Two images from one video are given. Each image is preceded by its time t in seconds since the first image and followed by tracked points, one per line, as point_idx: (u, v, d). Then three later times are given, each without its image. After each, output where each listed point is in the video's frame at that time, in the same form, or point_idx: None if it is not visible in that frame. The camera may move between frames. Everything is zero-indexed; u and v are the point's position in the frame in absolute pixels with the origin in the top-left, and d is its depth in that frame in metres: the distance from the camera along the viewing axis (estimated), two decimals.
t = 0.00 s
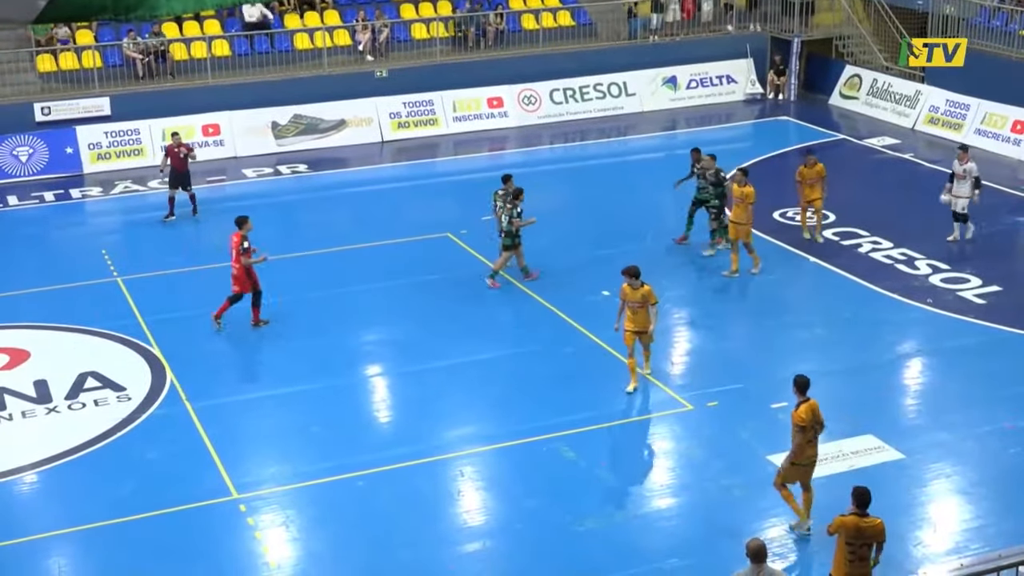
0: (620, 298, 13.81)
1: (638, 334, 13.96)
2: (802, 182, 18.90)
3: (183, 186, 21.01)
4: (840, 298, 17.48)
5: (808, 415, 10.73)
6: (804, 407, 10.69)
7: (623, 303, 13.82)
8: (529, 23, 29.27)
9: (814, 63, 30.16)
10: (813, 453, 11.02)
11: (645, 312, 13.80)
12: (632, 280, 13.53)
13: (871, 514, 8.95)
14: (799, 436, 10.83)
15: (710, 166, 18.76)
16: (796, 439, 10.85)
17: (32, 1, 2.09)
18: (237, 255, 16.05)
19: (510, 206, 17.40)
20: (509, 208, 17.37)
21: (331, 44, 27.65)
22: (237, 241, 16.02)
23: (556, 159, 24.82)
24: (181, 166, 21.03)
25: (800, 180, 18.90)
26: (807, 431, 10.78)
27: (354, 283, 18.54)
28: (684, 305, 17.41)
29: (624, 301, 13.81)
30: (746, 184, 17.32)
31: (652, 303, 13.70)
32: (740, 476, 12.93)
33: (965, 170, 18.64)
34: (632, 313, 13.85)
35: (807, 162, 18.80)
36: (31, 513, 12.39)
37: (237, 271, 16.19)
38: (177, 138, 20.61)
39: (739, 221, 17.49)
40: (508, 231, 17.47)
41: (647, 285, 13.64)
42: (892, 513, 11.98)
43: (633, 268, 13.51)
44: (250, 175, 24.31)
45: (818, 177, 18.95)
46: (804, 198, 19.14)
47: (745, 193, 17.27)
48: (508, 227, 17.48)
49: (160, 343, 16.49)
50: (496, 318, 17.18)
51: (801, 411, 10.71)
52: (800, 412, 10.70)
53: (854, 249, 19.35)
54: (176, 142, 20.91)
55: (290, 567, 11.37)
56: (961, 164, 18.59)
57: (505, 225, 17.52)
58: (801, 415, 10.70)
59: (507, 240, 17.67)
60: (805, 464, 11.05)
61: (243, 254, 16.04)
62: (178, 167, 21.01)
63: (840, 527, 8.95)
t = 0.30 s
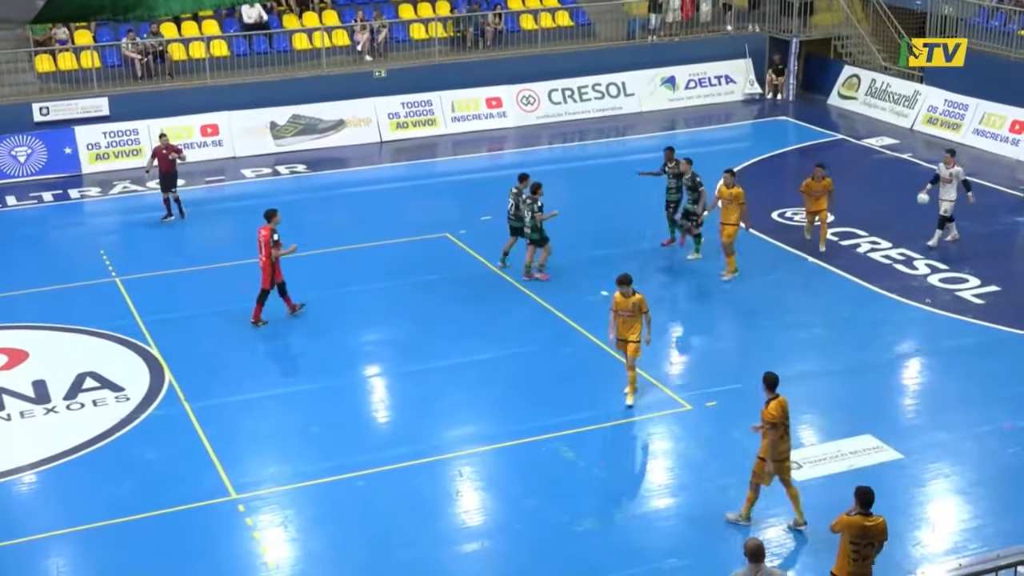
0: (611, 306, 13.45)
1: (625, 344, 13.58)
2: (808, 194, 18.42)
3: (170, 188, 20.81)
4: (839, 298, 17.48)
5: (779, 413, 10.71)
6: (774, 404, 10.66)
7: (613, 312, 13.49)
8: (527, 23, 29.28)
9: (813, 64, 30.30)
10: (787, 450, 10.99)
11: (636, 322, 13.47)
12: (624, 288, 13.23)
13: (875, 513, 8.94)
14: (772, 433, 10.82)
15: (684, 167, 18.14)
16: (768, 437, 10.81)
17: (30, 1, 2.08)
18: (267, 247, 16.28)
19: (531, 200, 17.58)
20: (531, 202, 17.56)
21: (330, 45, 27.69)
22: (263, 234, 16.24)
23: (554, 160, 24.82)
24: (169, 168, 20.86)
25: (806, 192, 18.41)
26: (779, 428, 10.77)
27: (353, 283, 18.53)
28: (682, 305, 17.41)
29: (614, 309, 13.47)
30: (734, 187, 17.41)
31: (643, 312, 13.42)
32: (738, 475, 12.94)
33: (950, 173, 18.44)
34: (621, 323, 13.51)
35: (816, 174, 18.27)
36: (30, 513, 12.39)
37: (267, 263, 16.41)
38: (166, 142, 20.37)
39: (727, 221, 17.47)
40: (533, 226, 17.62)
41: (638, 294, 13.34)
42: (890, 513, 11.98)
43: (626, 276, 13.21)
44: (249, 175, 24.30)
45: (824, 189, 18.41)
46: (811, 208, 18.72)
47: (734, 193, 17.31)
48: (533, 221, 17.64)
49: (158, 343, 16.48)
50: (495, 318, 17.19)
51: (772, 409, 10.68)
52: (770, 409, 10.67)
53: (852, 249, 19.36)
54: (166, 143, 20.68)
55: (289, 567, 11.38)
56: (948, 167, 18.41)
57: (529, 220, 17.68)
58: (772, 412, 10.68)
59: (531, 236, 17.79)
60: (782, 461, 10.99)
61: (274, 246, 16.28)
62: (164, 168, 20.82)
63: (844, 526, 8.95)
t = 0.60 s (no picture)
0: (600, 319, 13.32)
1: (615, 357, 13.47)
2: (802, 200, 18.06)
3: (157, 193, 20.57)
4: (832, 298, 17.51)
5: (745, 406, 10.89)
6: (741, 397, 10.87)
7: (601, 324, 13.36)
8: (521, 23, 29.31)
9: (806, 65, 30.11)
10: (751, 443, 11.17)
11: (625, 334, 13.34)
12: (614, 299, 13.12)
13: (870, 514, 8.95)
14: (736, 426, 10.99)
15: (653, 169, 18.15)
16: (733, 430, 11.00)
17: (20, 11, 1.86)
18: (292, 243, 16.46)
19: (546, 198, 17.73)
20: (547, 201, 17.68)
21: (323, 46, 27.71)
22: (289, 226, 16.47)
23: (548, 160, 24.82)
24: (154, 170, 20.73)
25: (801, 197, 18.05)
26: (742, 422, 10.93)
27: (347, 284, 18.52)
28: (677, 305, 17.42)
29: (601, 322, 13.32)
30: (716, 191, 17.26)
31: (633, 325, 13.29)
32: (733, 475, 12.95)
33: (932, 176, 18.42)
34: (611, 335, 13.39)
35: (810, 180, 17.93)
36: (24, 515, 12.36)
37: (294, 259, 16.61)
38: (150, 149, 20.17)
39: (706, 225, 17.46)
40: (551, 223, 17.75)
41: (628, 305, 13.24)
42: (884, 513, 12.00)
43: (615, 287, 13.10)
44: (242, 176, 24.27)
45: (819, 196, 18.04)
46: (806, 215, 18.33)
47: (716, 198, 17.17)
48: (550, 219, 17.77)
49: (152, 344, 16.46)
50: (490, 318, 17.19)
51: (739, 403, 10.87)
52: (736, 402, 10.87)
53: (846, 249, 19.39)
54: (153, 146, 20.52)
55: (284, 568, 11.36)
56: (930, 169, 18.36)
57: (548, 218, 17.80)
58: (738, 407, 10.86)
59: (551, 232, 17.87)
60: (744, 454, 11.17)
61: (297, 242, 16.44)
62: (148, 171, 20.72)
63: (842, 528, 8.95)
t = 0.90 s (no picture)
0: (586, 337, 12.79)
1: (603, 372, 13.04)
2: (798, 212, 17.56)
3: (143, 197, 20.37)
4: (826, 299, 17.53)
5: (719, 406, 10.94)
6: (714, 396, 10.91)
7: (587, 340, 12.85)
8: (515, 25, 29.37)
9: (799, 64, 30.26)
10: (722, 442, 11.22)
11: (612, 349, 12.91)
12: (601, 315, 12.60)
13: (861, 512, 8.95)
14: (708, 425, 11.04)
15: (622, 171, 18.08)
16: (706, 429, 11.05)
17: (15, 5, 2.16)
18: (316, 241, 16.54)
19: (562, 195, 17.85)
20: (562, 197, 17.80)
21: (316, 47, 27.74)
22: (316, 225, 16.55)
23: (542, 161, 24.81)
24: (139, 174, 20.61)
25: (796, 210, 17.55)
26: (716, 420, 10.99)
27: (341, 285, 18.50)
28: (670, 306, 17.44)
29: (588, 339, 12.81)
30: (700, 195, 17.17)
31: (619, 338, 12.81)
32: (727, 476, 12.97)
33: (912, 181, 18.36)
34: (598, 350, 12.92)
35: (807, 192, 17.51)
36: (17, 517, 12.35)
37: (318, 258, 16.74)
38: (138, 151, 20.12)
39: (692, 226, 17.50)
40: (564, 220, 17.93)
41: (614, 319, 12.73)
42: (878, 513, 12.02)
43: (602, 301, 12.56)
44: (235, 178, 24.24)
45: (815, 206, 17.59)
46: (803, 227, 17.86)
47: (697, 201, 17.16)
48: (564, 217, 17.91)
49: (146, 346, 16.44)
50: (484, 319, 17.19)
51: (713, 402, 10.91)
52: (709, 402, 10.92)
53: (839, 249, 19.42)
54: (140, 150, 20.47)
55: (277, 570, 11.36)
56: (909, 174, 18.28)
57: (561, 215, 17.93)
58: (711, 405, 10.91)
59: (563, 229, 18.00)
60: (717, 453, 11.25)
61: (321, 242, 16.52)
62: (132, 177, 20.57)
63: (835, 528, 8.94)
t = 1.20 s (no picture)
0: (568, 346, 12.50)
1: (587, 383, 12.66)
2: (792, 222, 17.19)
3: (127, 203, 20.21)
4: (820, 299, 17.55)
5: (696, 400, 11.18)
6: (691, 391, 11.14)
7: (570, 351, 12.55)
8: (509, 26, 29.42)
9: (793, 65, 30.13)
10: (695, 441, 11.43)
11: (597, 360, 12.54)
12: (585, 325, 12.34)
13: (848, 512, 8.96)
14: (687, 419, 11.26)
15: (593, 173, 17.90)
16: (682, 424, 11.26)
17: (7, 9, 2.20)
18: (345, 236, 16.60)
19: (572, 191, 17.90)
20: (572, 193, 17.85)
21: (311, 48, 27.76)
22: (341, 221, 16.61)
23: (536, 162, 24.81)
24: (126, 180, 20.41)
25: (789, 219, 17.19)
26: (693, 415, 11.20)
27: (335, 286, 18.48)
28: (665, 307, 17.44)
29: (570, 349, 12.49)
30: (680, 197, 17.15)
31: (605, 350, 12.50)
32: (722, 476, 12.98)
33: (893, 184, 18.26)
34: (581, 362, 12.58)
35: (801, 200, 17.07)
36: (11, 519, 12.34)
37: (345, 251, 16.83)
38: (123, 153, 20.00)
39: (674, 230, 17.42)
40: (576, 217, 18.01)
41: (599, 330, 12.47)
42: (872, 513, 12.04)
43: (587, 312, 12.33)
44: (230, 179, 24.22)
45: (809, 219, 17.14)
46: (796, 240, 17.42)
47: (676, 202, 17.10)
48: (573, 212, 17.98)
49: (140, 348, 16.41)
50: (478, 320, 17.18)
51: (691, 396, 11.16)
52: (687, 396, 11.15)
53: (833, 250, 19.45)
54: (125, 155, 20.21)
55: (272, 571, 11.36)
56: (891, 177, 18.14)
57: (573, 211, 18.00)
58: (690, 399, 11.16)
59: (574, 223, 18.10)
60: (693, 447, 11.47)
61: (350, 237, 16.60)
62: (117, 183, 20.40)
63: (824, 532, 8.94)
